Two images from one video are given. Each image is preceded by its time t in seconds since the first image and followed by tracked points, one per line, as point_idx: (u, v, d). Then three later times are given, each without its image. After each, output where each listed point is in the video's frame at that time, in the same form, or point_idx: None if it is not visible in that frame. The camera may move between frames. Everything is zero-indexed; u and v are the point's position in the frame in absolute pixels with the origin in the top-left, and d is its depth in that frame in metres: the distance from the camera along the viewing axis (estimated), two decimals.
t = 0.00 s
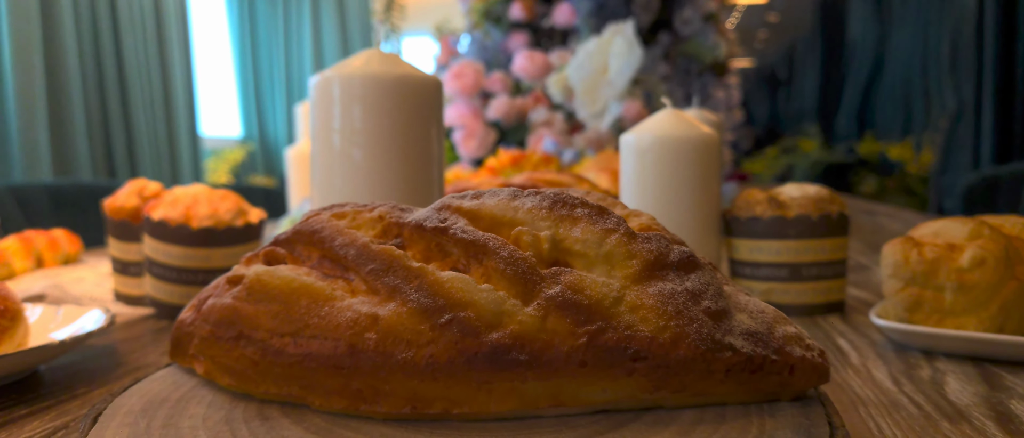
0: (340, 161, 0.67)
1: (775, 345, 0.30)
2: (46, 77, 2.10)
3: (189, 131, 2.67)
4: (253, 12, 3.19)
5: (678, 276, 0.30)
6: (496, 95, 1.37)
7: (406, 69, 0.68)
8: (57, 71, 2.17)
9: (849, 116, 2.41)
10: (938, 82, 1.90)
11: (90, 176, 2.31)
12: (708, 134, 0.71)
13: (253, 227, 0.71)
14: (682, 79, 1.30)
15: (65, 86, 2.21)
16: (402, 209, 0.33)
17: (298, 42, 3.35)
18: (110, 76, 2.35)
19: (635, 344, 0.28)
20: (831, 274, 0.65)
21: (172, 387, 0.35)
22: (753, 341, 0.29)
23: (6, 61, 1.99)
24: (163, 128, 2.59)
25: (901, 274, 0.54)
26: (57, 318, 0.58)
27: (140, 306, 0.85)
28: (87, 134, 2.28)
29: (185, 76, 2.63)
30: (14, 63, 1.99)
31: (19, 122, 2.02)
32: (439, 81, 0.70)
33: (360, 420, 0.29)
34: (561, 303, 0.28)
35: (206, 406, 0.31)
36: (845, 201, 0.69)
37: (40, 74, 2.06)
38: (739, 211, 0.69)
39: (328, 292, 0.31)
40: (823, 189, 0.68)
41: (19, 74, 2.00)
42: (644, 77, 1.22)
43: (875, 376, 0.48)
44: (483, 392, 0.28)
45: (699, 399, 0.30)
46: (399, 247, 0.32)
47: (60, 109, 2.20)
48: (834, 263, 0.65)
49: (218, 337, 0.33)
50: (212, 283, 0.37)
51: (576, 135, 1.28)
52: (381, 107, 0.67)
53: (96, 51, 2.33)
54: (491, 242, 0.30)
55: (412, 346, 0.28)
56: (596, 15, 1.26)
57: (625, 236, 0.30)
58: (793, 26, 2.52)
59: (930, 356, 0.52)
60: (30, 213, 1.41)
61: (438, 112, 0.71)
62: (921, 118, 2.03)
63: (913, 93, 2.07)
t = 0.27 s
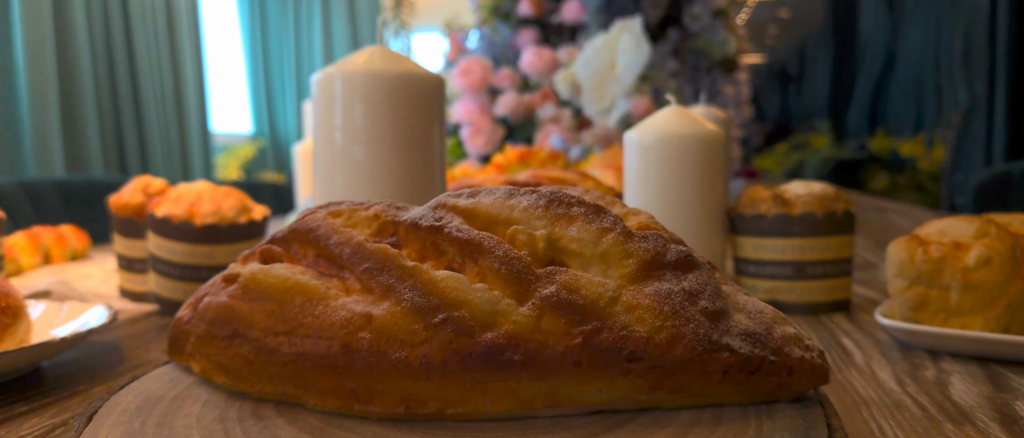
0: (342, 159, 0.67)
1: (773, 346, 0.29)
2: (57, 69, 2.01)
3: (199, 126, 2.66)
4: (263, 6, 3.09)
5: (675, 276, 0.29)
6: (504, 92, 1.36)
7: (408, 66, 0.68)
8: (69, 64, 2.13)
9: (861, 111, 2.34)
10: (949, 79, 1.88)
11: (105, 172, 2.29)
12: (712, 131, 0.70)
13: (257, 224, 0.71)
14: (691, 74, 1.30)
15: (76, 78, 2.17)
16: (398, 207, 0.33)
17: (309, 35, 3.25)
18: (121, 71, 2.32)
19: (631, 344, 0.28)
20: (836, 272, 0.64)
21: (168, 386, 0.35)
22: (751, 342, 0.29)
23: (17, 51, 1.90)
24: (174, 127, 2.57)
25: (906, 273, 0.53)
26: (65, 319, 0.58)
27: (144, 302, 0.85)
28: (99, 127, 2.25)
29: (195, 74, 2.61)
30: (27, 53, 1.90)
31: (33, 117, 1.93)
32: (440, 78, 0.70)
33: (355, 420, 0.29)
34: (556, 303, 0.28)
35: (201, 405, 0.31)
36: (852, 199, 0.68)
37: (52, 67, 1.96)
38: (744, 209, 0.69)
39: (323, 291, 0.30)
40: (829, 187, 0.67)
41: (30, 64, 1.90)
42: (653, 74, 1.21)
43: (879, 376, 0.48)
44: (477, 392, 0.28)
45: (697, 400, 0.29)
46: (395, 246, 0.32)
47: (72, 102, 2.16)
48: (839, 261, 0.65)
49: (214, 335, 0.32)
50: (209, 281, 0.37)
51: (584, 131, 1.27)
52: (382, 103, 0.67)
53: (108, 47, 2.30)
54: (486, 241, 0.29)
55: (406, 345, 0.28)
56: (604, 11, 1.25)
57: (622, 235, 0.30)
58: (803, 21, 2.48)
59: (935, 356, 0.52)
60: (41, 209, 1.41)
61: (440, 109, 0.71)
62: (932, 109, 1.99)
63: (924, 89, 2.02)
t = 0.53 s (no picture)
0: (345, 156, 0.68)
1: (774, 346, 0.29)
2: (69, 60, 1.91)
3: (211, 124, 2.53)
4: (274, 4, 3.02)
5: (675, 274, 0.29)
6: (512, 89, 1.36)
7: (411, 63, 0.68)
8: (80, 61, 2.03)
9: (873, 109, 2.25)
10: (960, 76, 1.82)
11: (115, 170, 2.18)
12: (717, 128, 0.70)
13: (261, 221, 0.71)
14: (699, 72, 1.27)
15: (88, 72, 2.05)
16: (396, 205, 0.33)
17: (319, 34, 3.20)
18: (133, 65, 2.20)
19: (629, 344, 0.27)
20: (844, 271, 0.63)
21: (167, 382, 0.35)
22: (751, 342, 0.29)
23: (28, 42, 1.81)
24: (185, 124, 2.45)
25: (913, 271, 0.53)
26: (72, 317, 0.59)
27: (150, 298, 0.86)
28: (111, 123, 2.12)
29: (207, 67, 2.50)
30: (39, 48, 1.81)
31: (45, 113, 1.84)
32: (443, 76, 0.70)
33: (352, 418, 0.29)
34: (554, 302, 0.28)
35: (199, 402, 0.31)
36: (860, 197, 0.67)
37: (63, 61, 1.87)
38: (750, 206, 0.69)
39: (320, 288, 0.30)
40: (836, 185, 0.67)
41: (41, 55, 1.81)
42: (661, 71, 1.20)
43: (885, 376, 0.47)
44: (474, 391, 0.28)
45: (696, 400, 0.29)
46: (392, 243, 0.31)
47: (84, 98, 2.06)
48: (847, 260, 0.64)
49: (212, 332, 0.32)
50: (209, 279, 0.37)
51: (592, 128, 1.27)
52: (384, 101, 0.66)
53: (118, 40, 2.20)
54: (484, 238, 0.29)
55: (402, 344, 0.28)
56: (612, 8, 1.24)
57: (620, 233, 0.29)
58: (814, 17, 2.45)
59: (942, 356, 0.51)
60: (51, 205, 1.42)
61: (443, 105, 0.70)
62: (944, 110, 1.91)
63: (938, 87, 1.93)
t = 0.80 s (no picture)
0: (349, 153, 0.67)
1: (776, 346, 0.29)
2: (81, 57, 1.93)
3: (222, 121, 2.49)
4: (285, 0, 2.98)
5: (675, 273, 0.29)
6: (521, 87, 1.35)
7: (415, 60, 0.68)
8: (91, 58, 2.02)
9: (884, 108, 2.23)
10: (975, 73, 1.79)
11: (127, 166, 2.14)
12: (724, 125, 0.69)
13: (266, 218, 0.71)
14: (710, 69, 1.27)
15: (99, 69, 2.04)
16: (395, 202, 0.33)
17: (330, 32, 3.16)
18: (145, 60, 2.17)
19: (628, 343, 0.27)
20: (851, 269, 0.63)
21: (167, 380, 0.35)
22: (752, 341, 0.28)
23: (40, 39, 1.82)
24: (197, 123, 2.41)
25: (921, 270, 0.52)
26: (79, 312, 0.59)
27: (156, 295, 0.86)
28: (122, 120, 2.10)
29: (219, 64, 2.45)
30: (51, 45, 1.82)
31: (57, 110, 1.84)
32: (447, 73, 0.70)
33: (349, 417, 0.29)
34: (552, 300, 0.27)
35: (197, 400, 0.31)
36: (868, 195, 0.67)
37: (75, 57, 1.88)
38: (756, 205, 0.68)
39: (318, 286, 0.30)
40: (845, 183, 0.66)
41: (53, 51, 1.82)
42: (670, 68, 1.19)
43: (892, 377, 0.47)
44: (472, 390, 0.28)
45: (697, 400, 0.28)
46: (390, 242, 0.31)
47: (96, 94, 2.04)
48: (854, 258, 0.63)
49: (210, 330, 0.32)
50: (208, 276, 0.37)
51: (601, 126, 1.27)
52: (387, 98, 0.66)
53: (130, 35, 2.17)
54: (482, 236, 0.29)
55: (400, 342, 0.28)
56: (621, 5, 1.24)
57: (620, 231, 0.29)
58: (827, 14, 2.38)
59: (951, 356, 0.50)
60: (62, 202, 1.43)
61: (446, 102, 0.70)
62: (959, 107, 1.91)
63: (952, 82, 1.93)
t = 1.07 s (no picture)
0: (352, 151, 0.67)
1: (779, 347, 0.28)
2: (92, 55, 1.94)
3: (231, 119, 2.48)
4: None
5: (676, 273, 0.28)
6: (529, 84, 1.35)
7: (419, 57, 0.68)
8: (104, 55, 2.02)
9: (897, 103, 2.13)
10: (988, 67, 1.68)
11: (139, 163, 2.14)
12: (731, 123, 0.68)
13: (270, 216, 0.71)
14: (720, 66, 1.26)
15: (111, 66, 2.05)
16: (394, 201, 0.33)
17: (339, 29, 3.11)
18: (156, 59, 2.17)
19: (628, 344, 0.27)
20: (859, 269, 0.62)
21: (166, 379, 0.35)
22: (754, 343, 0.28)
23: (52, 36, 1.83)
24: (207, 120, 2.40)
25: (929, 270, 0.51)
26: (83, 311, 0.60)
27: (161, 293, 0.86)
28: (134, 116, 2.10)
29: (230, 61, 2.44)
30: (63, 43, 1.83)
31: (69, 108, 1.85)
32: (451, 70, 0.70)
33: (346, 417, 0.28)
34: (550, 301, 0.27)
35: (196, 399, 0.31)
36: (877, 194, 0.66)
37: (87, 54, 1.89)
38: (763, 203, 0.67)
39: (315, 286, 0.30)
40: (853, 181, 0.65)
41: (65, 49, 1.83)
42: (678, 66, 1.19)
43: (898, 378, 0.46)
44: (470, 391, 0.27)
45: (697, 402, 0.28)
46: (389, 241, 0.31)
47: (108, 92, 2.05)
48: (862, 258, 0.62)
49: (208, 329, 0.32)
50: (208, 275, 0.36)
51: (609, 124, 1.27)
52: (391, 95, 0.66)
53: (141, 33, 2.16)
54: (480, 236, 0.29)
55: (397, 343, 0.27)
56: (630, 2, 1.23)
57: (620, 231, 0.29)
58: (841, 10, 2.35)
59: (959, 357, 0.50)
60: (73, 199, 1.45)
61: (450, 100, 0.70)
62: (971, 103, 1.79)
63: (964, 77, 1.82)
